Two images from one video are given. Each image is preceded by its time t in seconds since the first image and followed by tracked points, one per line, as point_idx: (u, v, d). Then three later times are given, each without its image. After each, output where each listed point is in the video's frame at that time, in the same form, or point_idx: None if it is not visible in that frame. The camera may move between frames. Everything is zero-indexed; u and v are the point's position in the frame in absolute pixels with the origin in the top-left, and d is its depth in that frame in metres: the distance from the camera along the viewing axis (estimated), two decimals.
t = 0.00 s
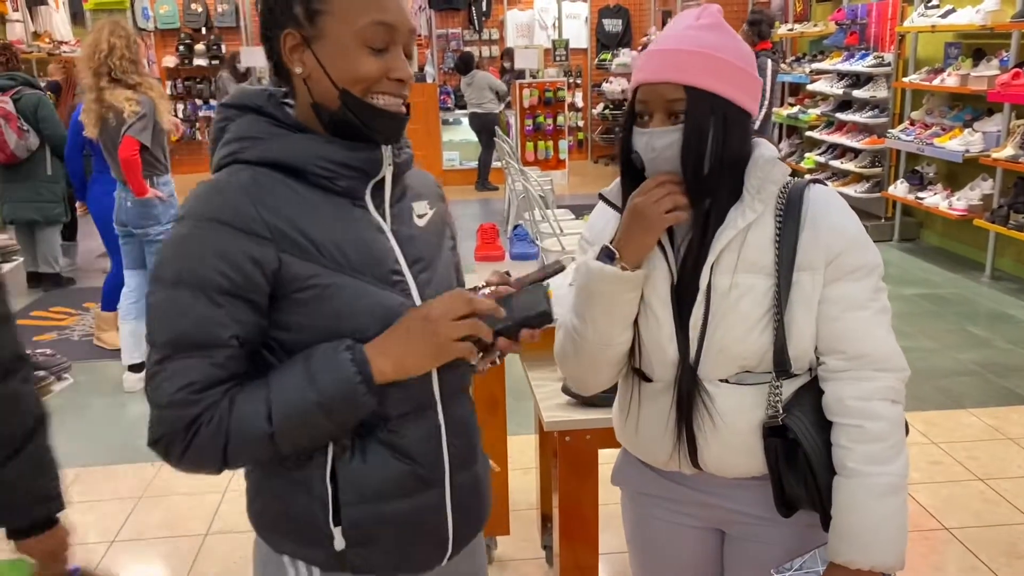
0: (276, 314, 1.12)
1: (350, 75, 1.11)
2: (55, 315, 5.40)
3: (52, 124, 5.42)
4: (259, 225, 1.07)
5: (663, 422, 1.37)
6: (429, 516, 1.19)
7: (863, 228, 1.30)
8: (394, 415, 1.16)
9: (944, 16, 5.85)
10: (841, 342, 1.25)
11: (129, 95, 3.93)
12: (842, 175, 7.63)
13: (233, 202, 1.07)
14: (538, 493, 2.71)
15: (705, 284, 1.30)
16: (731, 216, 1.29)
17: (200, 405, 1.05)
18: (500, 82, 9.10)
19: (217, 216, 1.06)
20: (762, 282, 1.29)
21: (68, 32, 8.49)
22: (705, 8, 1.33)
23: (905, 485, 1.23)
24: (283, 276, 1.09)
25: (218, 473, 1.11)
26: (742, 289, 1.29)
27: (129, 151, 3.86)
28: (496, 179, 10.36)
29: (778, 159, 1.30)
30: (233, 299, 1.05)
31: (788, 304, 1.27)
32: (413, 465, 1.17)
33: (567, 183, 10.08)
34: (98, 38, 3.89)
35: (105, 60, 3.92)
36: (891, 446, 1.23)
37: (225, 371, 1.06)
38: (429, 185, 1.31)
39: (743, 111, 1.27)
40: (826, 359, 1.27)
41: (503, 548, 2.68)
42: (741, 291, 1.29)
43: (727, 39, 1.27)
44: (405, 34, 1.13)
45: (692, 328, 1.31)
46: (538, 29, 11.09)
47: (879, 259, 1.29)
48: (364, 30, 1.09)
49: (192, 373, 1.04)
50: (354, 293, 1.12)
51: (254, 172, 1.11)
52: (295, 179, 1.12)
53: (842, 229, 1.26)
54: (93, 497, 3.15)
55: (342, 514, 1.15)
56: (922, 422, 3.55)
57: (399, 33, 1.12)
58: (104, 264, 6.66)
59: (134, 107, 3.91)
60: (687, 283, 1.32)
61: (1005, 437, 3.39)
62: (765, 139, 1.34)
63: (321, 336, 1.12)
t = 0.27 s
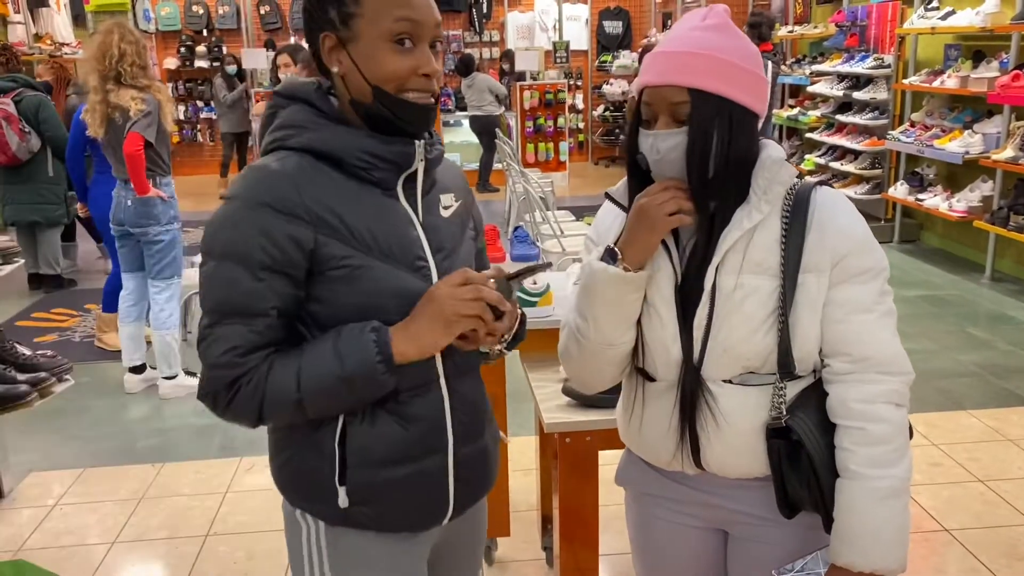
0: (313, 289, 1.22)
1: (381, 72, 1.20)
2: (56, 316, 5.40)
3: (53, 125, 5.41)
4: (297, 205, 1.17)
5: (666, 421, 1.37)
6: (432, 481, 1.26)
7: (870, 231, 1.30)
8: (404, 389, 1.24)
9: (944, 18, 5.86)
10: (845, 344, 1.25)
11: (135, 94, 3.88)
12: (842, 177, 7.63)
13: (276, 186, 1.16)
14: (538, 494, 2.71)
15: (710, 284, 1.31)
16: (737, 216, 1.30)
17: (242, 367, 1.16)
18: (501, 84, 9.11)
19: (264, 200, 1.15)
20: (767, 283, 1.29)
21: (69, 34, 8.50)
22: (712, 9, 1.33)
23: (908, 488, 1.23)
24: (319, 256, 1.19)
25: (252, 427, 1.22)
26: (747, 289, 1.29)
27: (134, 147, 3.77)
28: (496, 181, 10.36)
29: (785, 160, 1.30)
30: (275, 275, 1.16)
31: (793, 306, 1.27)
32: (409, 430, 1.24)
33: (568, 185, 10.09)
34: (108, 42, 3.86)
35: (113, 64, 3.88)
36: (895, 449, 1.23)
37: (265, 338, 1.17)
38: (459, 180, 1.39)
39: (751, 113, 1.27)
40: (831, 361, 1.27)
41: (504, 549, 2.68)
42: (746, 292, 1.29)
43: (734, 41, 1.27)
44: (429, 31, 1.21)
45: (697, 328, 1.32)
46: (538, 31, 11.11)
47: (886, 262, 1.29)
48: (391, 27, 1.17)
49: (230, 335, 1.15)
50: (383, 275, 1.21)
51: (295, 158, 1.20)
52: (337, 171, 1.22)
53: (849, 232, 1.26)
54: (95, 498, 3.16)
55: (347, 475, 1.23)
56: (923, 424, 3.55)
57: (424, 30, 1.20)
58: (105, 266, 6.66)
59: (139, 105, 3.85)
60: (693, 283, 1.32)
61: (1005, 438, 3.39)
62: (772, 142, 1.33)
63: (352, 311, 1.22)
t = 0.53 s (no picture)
0: (318, 271, 1.26)
1: (391, 74, 1.22)
2: (56, 317, 5.40)
3: (52, 126, 5.40)
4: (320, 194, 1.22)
5: (669, 422, 1.37)
6: (425, 460, 1.29)
7: (876, 231, 1.28)
8: (398, 369, 1.27)
9: (943, 19, 5.85)
10: (849, 346, 1.24)
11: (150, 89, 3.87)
12: (842, 177, 7.63)
13: (287, 172, 1.21)
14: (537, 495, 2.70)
15: (710, 285, 1.30)
16: (739, 216, 1.29)
17: (247, 340, 1.20)
18: (500, 85, 9.10)
19: (277, 183, 1.20)
20: (770, 284, 1.29)
21: (69, 34, 8.50)
22: (714, 8, 1.33)
23: (914, 491, 1.22)
24: (324, 241, 1.23)
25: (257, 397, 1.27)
26: (749, 291, 1.29)
27: (144, 133, 3.75)
28: (496, 182, 10.35)
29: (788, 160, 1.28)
30: (282, 256, 1.20)
31: (795, 307, 1.27)
32: (398, 410, 1.27)
33: (567, 186, 10.08)
34: (117, 51, 3.82)
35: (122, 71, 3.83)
36: (899, 452, 1.21)
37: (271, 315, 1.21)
38: (463, 177, 1.41)
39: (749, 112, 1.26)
40: (836, 363, 1.26)
41: (503, 550, 2.68)
42: (748, 293, 1.29)
43: (733, 40, 1.26)
44: (440, 35, 1.23)
45: (699, 329, 1.31)
46: (538, 32, 11.08)
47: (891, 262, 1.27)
48: (404, 31, 1.20)
49: (242, 311, 1.20)
50: (385, 260, 1.25)
51: (309, 146, 1.24)
52: (344, 159, 1.26)
53: (853, 232, 1.25)
54: (93, 499, 3.15)
55: (338, 451, 1.27)
56: (922, 425, 3.55)
57: (434, 33, 1.22)
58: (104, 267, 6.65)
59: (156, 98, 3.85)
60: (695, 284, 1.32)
61: (1005, 440, 3.39)
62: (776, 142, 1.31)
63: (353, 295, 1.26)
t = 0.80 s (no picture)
0: (312, 265, 1.27)
1: (372, 79, 1.25)
2: (55, 318, 5.39)
3: (51, 127, 5.41)
4: (310, 182, 1.23)
5: (669, 423, 1.38)
6: (416, 454, 1.31)
7: (880, 236, 1.28)
8: (388, 363, 1.29)
9: (942, 21, 5.85)
10: (850, 351, 1.24)
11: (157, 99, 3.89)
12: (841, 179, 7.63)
13: (280, 167, 1.22)
14: (537, 497, 2.70)
15: (711, 287, 1.30)
16: (742, 219, 1.29)
17: (235, 329, 1.21)
18: (500, 86, 9.10)
19: (267, 175, 1.22)
20: (771, 288, 1.28)
21: (68, 36, 8.50)
22: (723, 9, 1.32)
23: (911, 499, 1.22)
24: (315, 234, 1.24)
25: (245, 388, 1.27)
26: (750, 294, 1.29)
27: (147, 133, 3.74)
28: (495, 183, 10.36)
29: (792, 164, 1.28)
30: (273, 246, 1.21)
31: (795, 311, 1.27)
32: (390, 403, 1.29)
33: (567, 187, 10.08)
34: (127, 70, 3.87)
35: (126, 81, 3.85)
36: (897, 459, 1.21)
37: (260, 304, 1.22)
38: (457, 181, 1.42)
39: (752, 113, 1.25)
40: (837, 368, 1.26)
41: (503, 552, 2.68)
42: (749, 296, 1.29)
43: (737, 41, 1.26)
44: (419, 37, 1.24)
45: (700, 330, 1.32)
46: (538, 33, 11.13)
47: (897, 268, 1.27)
48: (380, 37, 1.23)
49: (231, 298, 1.20)
50: (374, 255, 1.26)
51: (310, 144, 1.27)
52: (333, 155, 1.27)
53: (855, 237, 1.24)
54: (92, 500, 3.15)
55: (330, 442, 1.28)
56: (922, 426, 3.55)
57: (411, 36, 1.24)
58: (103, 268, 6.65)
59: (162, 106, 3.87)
60: (696, 287, 1.32)
61: (1004, 441, 3.39)
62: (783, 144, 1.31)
63: (342, 287, 1.27)
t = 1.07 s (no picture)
0: (302, 262, 1.30)
1: (349, 78, 1.27)
2: (55, 319, 5.40)
3: (52, 128, 5.43)
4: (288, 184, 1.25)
5: (668, 423, 1.40)
6: (411, 450, 1.31)
7: (887, 245, 1.26)
8: (378, 360, 1.30)
9: (942, 22, 5.86)
10: (846, 359, 1.21)
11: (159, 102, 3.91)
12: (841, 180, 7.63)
13: (265, 171, 1.25)
14: (536, 498, 2.70)
15: (710, 292, 1.31)
16: (743, 225, 1.29)
17: (207, 313, 1.27)
18: (499, 87, 9.10)
19: (260, 176, 1.24)
20: (770, 294, 1.28)
21: (67, 36, 8.50)
22: (728, 8, 1.31)
23: (904, 512, 1.18)
24: (302, 234, 1.27)
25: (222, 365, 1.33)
26: (748, 299, 1.29)
27: (149, 135, 3.75)
28: (495, 184, 10.36)
29: (794, 170, 1.27)
30: (252, 243, 1.25)
31: (793, 318, 1.26)
32: (383, 401, 1.29)
33: (566, 188, 10.09)
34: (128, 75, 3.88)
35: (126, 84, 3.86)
36: (892, 470, 1.18)
37: (230, 295, 1.27)
38: (463, 182, 1.41)
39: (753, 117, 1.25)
40: (834, 376, 1.23)
41: (503, 553, 2.68)
42: (747, 301, 1.29)
43: (739, 45, 1.26)
44: (387, 28, 1.24)
45: (698, 335, 1.33)
46: (537, 35, 11.14)
47: (902, 277, 1.24)
48: (349, 36, 1.25)
49: (205, 286, 1.27)
50: (367, 256, 1.28)
51: (315, 149, 1.28)
52: (319, 153, 1.28)
53: (857, 244, 1.22)
54: (92, 501, 3.15)
55: (323, 436, 1.29)
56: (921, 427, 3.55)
57: (379, 31, 1.24)
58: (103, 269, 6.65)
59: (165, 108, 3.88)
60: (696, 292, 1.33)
61: (1003, 443, 3.39)
62: (791, 148, 1.31)
63: (330, 285, 1.29)
